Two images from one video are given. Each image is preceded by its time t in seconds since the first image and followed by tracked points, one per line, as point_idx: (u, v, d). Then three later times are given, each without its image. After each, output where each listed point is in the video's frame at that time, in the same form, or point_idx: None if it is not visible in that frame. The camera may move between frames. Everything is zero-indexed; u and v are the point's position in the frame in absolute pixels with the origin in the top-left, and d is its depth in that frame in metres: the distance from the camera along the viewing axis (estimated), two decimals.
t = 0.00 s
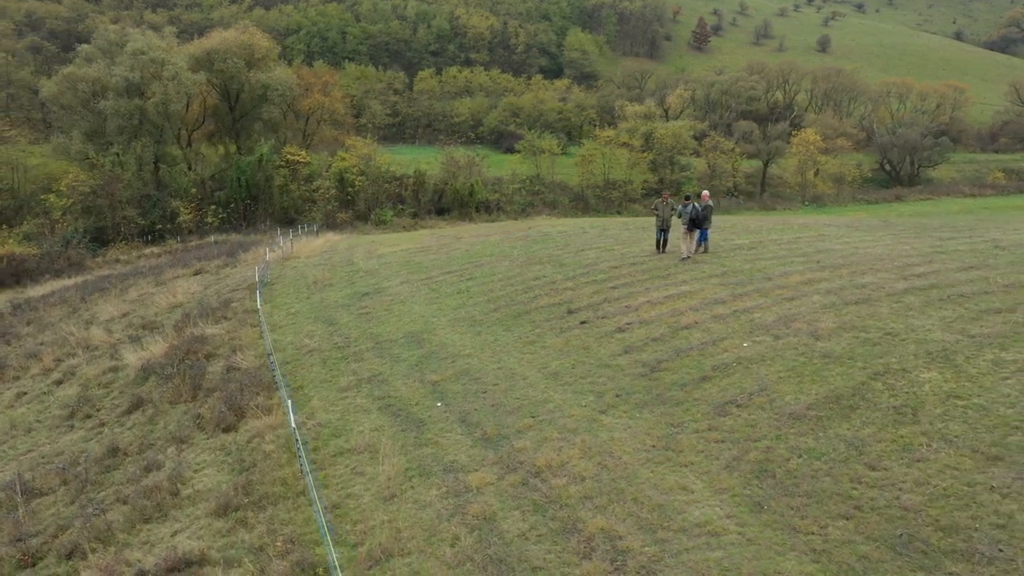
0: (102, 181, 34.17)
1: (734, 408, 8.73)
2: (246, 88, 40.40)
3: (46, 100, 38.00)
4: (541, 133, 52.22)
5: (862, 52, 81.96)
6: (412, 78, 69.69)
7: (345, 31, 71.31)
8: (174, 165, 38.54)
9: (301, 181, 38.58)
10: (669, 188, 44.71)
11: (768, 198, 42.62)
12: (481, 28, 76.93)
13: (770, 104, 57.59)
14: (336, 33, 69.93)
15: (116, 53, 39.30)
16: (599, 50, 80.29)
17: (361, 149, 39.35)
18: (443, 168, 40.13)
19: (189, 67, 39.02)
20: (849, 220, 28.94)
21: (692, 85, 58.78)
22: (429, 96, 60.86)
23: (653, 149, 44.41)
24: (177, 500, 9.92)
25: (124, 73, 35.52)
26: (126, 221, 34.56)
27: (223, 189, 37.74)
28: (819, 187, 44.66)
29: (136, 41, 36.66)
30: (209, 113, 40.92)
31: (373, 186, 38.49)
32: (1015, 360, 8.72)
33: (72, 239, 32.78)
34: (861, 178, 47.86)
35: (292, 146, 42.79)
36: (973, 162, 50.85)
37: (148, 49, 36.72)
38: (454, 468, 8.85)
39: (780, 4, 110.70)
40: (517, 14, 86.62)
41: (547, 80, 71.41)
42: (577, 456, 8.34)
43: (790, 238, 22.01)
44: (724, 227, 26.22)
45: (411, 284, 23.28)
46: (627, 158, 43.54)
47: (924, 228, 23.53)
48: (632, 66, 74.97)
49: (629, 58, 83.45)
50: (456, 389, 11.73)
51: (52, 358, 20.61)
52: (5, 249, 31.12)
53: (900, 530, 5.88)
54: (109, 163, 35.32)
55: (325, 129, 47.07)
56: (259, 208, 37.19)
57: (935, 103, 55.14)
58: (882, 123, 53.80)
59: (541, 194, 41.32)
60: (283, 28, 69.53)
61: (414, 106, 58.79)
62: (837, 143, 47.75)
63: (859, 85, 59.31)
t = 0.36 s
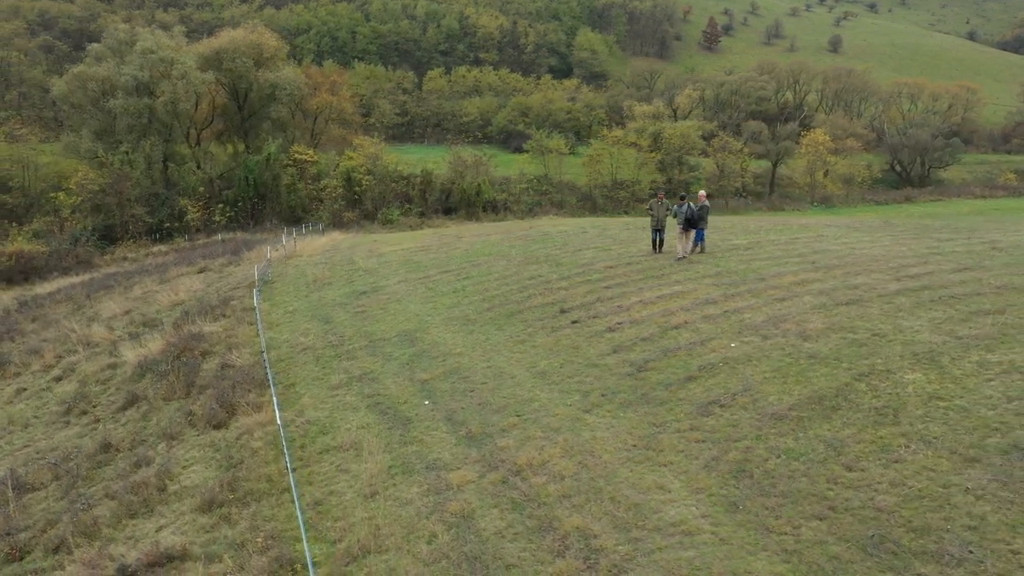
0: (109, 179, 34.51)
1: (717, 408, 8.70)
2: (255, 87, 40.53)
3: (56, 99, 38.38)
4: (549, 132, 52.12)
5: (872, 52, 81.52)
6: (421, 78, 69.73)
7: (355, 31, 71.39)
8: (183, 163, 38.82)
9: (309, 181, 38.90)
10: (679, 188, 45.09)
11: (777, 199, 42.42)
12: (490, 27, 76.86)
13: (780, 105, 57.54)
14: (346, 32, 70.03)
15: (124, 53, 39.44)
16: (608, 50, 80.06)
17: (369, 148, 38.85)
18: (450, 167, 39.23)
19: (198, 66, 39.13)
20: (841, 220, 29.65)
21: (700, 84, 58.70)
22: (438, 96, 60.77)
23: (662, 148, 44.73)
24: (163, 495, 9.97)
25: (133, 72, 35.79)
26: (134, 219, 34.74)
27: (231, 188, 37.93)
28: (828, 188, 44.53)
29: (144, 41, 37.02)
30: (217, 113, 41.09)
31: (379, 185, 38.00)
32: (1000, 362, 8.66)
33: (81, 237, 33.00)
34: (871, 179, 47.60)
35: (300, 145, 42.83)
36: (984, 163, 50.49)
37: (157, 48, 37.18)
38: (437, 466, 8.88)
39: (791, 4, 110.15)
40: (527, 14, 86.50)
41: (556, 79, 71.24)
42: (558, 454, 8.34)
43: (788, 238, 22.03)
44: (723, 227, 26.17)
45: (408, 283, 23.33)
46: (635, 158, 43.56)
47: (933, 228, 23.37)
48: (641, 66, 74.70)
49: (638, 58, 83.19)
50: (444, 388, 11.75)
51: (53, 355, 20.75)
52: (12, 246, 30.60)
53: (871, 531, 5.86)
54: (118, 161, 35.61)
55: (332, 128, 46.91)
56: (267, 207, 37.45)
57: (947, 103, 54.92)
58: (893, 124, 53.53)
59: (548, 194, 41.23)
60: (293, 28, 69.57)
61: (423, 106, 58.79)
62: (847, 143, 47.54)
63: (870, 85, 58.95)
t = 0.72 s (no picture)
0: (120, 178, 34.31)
1: (699, 408, 8.70)
2: (263, 87, 40.69)
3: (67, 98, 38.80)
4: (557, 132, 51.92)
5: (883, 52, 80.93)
6: (430, 77, 69.75)
7: (365, 30, 71.46)
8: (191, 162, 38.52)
9: (316, 179, 38.99)
10: (687, 189, 44.25)
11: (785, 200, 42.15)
12: (500, 27, 76.73)
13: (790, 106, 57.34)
14: (355, 32, 70.04)
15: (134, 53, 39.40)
16: (618, 50, 79.70)
17: (376, 148, 39.01)
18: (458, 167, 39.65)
19: (207, 65, 39.30)
20: (839, 221, 29.82)
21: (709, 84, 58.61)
22: (448, 96, 60.86)
23: (670, 148, 43.77)
24: (150, 491, 10.02)
25: (143, 70, 36.04)
26: (142, 218, 34.68)
27: (239, 186, 37.86)
28: (838, 189, 44.30)
29: (154, 40, 37.38)
30: (226, 112, 41.56)
31: (386, 185, 38.09)
32: (985, 364, 8.60)
33: (89, 235, 32.72)
34: (881, 180, 47.32)
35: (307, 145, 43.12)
36: (996, 165, 50.11)
37: (166, 48, 37.52)
38: (419, 464, 8.90)
39: (802, 4, 109.49)
40: (537, 14, 86.37)
41: (566, 79, 71.02)
42: (538, 454, 8.35)
43: (785, 238, 22.14)
44: (723, 227, 26.27)
45: (406, 281, 23.39)
46: (643, 158, 43.52)
47: (942, 229, 23.12)
48: (651, 66, 74.35)
49: (648, 58, 82.88)
50: (432, 386, 11.79)
51: (54, 351, 20.89)
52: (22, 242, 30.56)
53: (842, 532, 5.85)
54: (127, 159, 35.36)
55: (340, 127, 47.20)
56: (274, 205, 37.76)
57: (959, 104, 54.40)
58: (904, 124, 53.15)
59: (556, 194, 41.30)
60: (303, 28, 69.68)
61: (433, 106, 58.82)
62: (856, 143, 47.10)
63: (881, 85, 58.52)
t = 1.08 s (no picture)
0: (127, 176, 34.53)
1: (681, 409, 8.69)
2: (271, 86, 40.53)
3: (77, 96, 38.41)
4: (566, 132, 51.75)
5: (893, 53, 80.35)
6: (440, 77, 69.76)
7: (375, 30, 71.55)
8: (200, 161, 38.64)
9: (324, 178, 39.08)
10: (695, 188, 44.61)
11: (794, 200, 41.46)
12: (510, 27, 76.57)
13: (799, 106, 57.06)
14: (366, 32, 70.29)
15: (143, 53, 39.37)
16: (628, 50, 79.32)
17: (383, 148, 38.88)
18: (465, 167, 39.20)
19: (216, 64, 39.54)
20: (844, 222, 29.66)
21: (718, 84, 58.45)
22: (457, 96, 60.94)
23: (678, 149, 44.50)
24: (137, 487, 10.05)
25: (152, 70, 36.05)
26: (150, 216, 35.12)
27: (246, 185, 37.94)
28: (847, 190, 43.71)
29: (164, 39, 37.48)
30: (235, 111, 41.34)
31: (392, 183, 37.85)
32: (969, 365, 8.54)
33: (98, 233, 33.21)
34: (891, 181, 47.01)
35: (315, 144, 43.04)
36: (1008, 167, 49.66)
37: (175, 47, 37.56)
38: (402, 462, 8.92)
39: (814, 4, 108.79)
40: (547, 13, 86.16)
41: (575, 79, 70.81)
42: (519, 452, 8.37)
43: (783, 239, 22.11)
44: (723, 227, 26.36)
45: (403, 280, 23.45)
46: (650, 158, 43.22)
47: (949, 231, 22.91)
48: (661, 66, 74.03)
49: (658, 58, 82.45)
50: (420, 385, 11.84)
51: (55, 348, 21.03)
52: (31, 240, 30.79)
53: (814, 532, 5.83)
54: (135, 159, 35.18)
55: (348, 127, 46.67)
56: (282, 204, 37.75)
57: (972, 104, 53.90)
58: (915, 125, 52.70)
59: (564, 193, 41.32)
60: (313, 28, 69.74)
61: (442, 105, 58.78)
62: (866, 144, 46.74)
63: (893, 86, 58.06)
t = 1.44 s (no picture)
0: (136, 174, 34.53)
1: (665, 408, 8.67)
2: (281, 85, 40.38)
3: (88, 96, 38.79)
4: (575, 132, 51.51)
5: (905, 54, 79.61)
6: (450, 76, 69.77)
7: (386, 29, 71.69)
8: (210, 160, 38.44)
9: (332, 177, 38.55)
10: (706, 188, 44.42)
11: (804, 202, 41.13)
12: (521, 27, 76.41)
13: (811, 106, 56.75)
14: (377, 32, 70.33)
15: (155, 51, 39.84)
16: (639, 50, 78.87)
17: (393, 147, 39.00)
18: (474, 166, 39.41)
19: (226, 64, 39.39)
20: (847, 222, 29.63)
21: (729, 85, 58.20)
22: (468, 96, 60.94)
23: (688, 149, 44.44)
24: (126, 482, 10.12)
25: (162, 69, 36.46)
26: (160, 214, 34.95)
27: (255, 184, 38.10)
28: (858, 191, 43.46)
29: (175, 38, 37.95)
30: (245, 110, 41.17)
31: (400, 183, 38.05)
32: (955, 366, 8.47)
33: (109, 231, 33.09)
34: (902, 182, 46.54)
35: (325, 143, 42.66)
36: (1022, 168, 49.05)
37: (186, 47, 37.98)
38: (385, 460, 8.94)
39: (827, 4, 108.00)
40: (558, 13, 85.94)
41: (586, 79, 70.59)
42: (502, 451, 8.38)
43: (782, 239, 22.09)
44: (723, 228, 26.50)
45: (402, 279, 23.51)
46: (659, 159, 43.73)
47: (951, 233, 22.74)
48: (673, 66, 73.73)
49: (670, 58, 81.98)
50: (410, 383, 11.87)
51: (58, 345, 21.20)
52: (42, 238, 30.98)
53: (785, 533, 5.82)
54: (145, 157, 35.39)
55: (357, 126, 46.23)
56: (290, 203, 37.67)
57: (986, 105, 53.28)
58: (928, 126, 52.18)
59: (573, 194, 41.30)
60: (325, 28, 69.80)
61: (452, 105, 58.50)
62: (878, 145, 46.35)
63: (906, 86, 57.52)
